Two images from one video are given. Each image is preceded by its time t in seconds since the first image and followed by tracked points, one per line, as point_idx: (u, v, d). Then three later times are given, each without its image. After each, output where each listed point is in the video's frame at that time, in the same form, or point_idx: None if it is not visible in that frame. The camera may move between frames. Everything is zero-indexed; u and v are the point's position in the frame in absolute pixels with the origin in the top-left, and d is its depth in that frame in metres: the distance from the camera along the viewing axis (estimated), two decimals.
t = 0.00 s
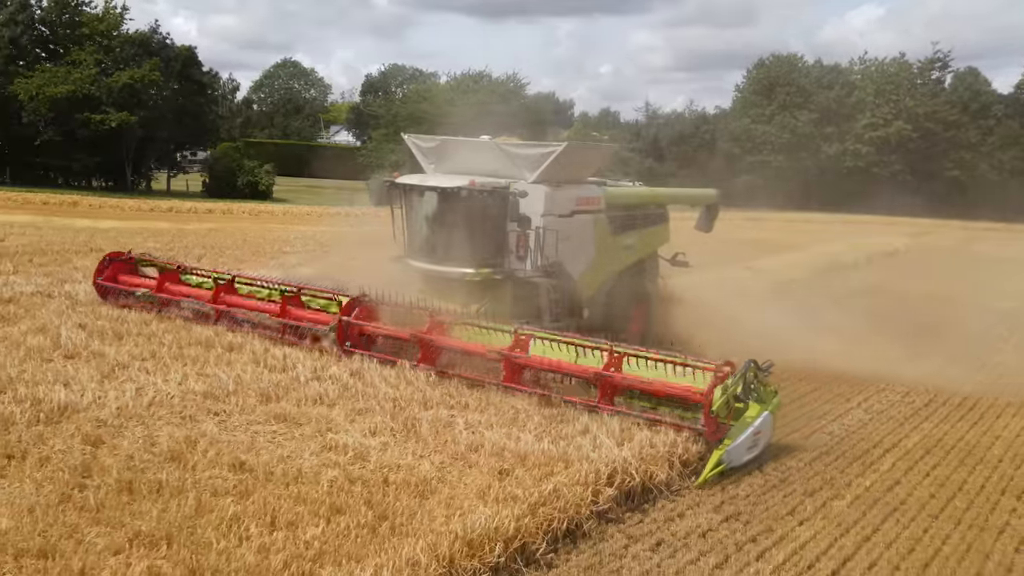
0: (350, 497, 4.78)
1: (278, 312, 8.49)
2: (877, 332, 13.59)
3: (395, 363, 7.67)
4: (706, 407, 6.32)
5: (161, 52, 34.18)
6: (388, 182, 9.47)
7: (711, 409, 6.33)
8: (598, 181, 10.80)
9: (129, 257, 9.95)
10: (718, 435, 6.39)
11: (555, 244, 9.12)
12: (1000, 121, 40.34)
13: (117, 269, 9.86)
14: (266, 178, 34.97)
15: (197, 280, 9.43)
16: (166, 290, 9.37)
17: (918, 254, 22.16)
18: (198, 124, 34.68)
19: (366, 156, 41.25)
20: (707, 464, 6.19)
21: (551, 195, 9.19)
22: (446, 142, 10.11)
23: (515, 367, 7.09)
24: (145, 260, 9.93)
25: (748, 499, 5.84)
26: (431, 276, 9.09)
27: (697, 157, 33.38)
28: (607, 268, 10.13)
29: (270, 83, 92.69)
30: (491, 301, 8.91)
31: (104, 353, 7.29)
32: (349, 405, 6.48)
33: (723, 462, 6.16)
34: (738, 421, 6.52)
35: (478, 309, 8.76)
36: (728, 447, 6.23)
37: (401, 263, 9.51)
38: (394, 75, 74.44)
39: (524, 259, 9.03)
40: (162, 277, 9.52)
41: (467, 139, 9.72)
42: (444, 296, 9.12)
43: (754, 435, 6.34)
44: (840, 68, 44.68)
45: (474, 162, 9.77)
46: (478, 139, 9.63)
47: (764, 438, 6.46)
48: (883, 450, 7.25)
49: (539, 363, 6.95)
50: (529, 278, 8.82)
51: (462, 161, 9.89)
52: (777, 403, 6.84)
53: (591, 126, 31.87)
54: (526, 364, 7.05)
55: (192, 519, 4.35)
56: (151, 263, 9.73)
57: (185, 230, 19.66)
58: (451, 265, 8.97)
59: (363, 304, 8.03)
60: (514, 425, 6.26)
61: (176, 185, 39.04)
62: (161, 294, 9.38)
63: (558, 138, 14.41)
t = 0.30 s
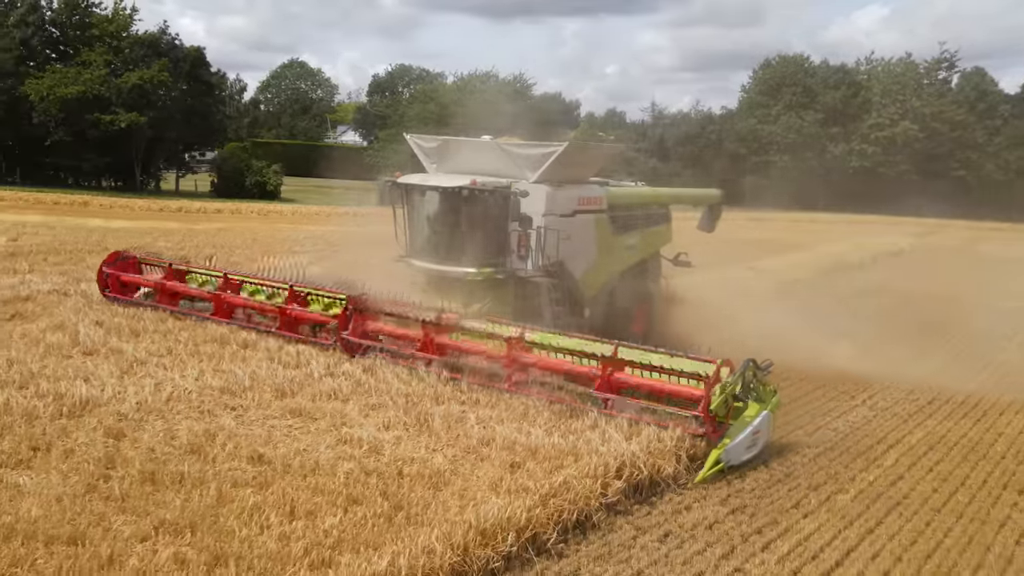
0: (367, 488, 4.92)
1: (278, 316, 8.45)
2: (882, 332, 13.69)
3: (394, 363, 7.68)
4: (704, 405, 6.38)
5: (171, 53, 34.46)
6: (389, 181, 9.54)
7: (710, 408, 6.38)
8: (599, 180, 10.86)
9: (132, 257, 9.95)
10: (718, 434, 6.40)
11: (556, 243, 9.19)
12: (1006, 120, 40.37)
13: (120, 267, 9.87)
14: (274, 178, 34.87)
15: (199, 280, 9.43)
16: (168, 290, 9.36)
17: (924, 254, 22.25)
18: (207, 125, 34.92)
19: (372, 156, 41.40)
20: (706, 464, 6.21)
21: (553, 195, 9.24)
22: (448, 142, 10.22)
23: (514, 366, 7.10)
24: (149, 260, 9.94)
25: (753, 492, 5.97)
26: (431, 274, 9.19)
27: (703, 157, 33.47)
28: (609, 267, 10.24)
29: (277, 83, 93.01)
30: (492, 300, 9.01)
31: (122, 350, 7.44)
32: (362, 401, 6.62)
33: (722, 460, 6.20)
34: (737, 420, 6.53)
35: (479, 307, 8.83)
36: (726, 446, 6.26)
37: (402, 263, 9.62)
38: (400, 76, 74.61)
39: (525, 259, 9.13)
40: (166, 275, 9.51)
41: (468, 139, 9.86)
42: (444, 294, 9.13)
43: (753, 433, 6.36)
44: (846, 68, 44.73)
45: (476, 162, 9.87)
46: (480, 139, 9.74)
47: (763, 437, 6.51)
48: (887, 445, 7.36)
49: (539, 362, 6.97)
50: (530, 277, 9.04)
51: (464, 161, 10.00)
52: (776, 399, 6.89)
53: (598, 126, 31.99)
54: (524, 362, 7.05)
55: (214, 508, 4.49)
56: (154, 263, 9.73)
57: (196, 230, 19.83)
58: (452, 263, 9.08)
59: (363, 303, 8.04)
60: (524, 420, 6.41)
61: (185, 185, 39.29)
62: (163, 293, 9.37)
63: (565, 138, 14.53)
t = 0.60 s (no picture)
0: (385, 480, 5.07)
1: (283, 315, 8.51)
2: (890, 332, 13.79)
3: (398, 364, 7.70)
4: (704, 405, 6.39)
5: (182, 54, 34.74)
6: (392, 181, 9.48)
7: (711, 408, 6.38)
8: (602, 181, 10.97)
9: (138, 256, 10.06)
10: (719, 433, 6.42)
11: (558, 243, 9.33)
12: (1015, 120, 40.37)
13: (127, 267, 9.97)
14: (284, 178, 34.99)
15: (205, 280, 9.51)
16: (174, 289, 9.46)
17: (932, 254, 22.32)
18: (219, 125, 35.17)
19: (381, 156, 41.58)
20: (704, 463, 6.24)
21: (555, 196, 9.36)
22: (450, 142, 10.24)
23: (516, 366, 7.16)
24: (154, 260, 10.04)
25: (761, 487, 6.10)
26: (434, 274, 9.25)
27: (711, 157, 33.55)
28: (612, 268, 10.38)
29: (286, 83, 93.41)
30: (497, 300, 9.02)
31: (144, 347, 7.61)
32: (379, 396, 6.78)
33: (721, 461, 6.21)
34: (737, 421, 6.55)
35: (481, 308, 8.92)
36: (725, 445, 6.28)
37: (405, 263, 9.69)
38: (409, 76, 74.81)
39: (528, 259, 9.24)
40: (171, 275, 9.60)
41: (471, 140, 9.90)
42: (447, 294, 9.26)
43: (753, 433, 6.37)
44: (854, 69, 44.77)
45: (479, 162, 9.92)
46: (483, 139, 9.80)
47: (764, 437, 6.52)
48: (893, 442, 7.50)
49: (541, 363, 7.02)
50: (533, 277, 9.09)
51: (467, 162, 10.04)
52: (777, 400, 6.85)
53: (606, 126, 32.10)
54: (527, 364, 7.10)
55: (239, 499, 4.65)
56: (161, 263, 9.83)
57: (209, 230, 20.02)
58: (454, 264, 9.14)
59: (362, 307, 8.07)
60: (537, 416, 6.58)
61: (195, 185, 39.54)
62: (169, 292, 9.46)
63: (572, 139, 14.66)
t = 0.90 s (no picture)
0: (404, 474, 5.21)
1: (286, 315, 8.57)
2: (896, 332, 13.88)
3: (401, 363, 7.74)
4: (706, 410, 6.33)
5: (191, 55, 34.99)
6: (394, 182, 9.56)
7: (711, 409, 6.33)
8: (606, 182, 11.09)
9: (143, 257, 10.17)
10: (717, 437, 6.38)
11: (562, 244, 9.37)
12: None
13: (132, 266, 10.08)
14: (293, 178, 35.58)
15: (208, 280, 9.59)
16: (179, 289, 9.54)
17: (940, 254, 22.37)
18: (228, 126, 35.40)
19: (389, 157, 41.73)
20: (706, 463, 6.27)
21: (558, 197, 9.38)
22: (453, 144, 10.31)
23: (516, 367, 7.22)
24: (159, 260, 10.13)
25: (770, 483, 6.22)
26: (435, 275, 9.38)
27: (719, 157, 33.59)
28: (615, 269, 10.49)
29: (294, 84, 93.83)
30: (500, 301, 9.21)
31: (163, 345, 7.77)
32: (394, 394, 6.91)
33: (722, 461, 6.25)
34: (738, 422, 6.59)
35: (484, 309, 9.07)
36: (725, 447, 6.31)
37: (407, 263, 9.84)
38: (417, 76, 74.99)
39: (531, 260, 9.29)
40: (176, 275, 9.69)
41: (475, 141, 9.95)
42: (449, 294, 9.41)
43: (755, 435, 6.42)
44: (862, 70, 44.78)
45: (482, 163, 9.99)
46: (486, 140, 9.87)
47: (765, 437, 6.56)
48: (900, 439, 7.61)
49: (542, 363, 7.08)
50: (536, 278, 9.16)
51: (470, 163, 10.12)
52: (779, 401, 6.94)
53: (613, 127, 32.19)
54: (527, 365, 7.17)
55: (262, 492, 4.78)
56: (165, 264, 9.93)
57: (221, 230, 20.20)
58: (457, 264, 9.28)
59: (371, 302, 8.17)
60: (550, 413, 6.73)
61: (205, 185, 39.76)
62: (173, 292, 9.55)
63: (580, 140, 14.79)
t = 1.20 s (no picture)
0: (422, 470, 5.36)
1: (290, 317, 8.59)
2: (904, 332, 13.98)
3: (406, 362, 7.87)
4: (706, 412, 6.34)
5: (203, 57, 35.26)
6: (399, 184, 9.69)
7: (711, 411, 6.34)
8: (610, 184, 11.24)
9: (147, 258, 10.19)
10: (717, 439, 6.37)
11: (565, 245, 9.55)
12: None
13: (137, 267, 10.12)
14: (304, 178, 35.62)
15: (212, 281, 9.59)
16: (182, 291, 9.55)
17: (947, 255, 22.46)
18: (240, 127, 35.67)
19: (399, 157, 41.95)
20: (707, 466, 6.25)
21: (562, 199, 9.56)
22: (457, 146, 10.41)
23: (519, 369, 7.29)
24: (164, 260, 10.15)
25: (780, 480, 6.35)
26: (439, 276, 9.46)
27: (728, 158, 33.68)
28: (620, 269, 10.64)
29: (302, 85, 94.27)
30: (503, 302, 9.15)
31: (184, 344, 7.93)
32: (411, 392, 7.06)
33: (723, 463, 6.23)
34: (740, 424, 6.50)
35: (487, 310, 9.07)
36: (728, 448, 6.29)
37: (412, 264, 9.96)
38: (426, 77, 75.27)
39: (535, 262, 9.41)
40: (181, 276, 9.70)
41: (479, 143, 10.04)
42: (453, 296, 9.44)
43: (755, 436, 6.38)
44: (870, 71, 44.85)
45: (486, 165, 10.10)
46: (490, 142, 9.98)
47: (766, 439, 6.55)
48: (907, 438, 7.74)
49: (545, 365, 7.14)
50: (540, 280, 9.26)
51: (473, 164, 10.21)
52: (779, 403, 6.77)
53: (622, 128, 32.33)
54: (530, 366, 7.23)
55: (287, 487, 4.94)
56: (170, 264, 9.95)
57: (235, 230, 20.43)
58: (461, 265, 9.36)
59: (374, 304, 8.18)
60: (564, 412, 6.88)
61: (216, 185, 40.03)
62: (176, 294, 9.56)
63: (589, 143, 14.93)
